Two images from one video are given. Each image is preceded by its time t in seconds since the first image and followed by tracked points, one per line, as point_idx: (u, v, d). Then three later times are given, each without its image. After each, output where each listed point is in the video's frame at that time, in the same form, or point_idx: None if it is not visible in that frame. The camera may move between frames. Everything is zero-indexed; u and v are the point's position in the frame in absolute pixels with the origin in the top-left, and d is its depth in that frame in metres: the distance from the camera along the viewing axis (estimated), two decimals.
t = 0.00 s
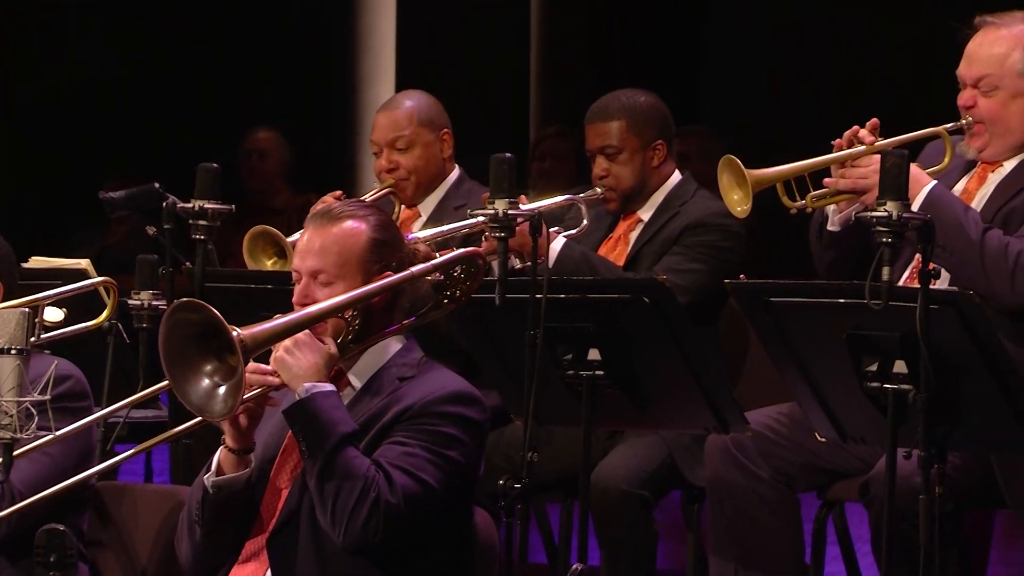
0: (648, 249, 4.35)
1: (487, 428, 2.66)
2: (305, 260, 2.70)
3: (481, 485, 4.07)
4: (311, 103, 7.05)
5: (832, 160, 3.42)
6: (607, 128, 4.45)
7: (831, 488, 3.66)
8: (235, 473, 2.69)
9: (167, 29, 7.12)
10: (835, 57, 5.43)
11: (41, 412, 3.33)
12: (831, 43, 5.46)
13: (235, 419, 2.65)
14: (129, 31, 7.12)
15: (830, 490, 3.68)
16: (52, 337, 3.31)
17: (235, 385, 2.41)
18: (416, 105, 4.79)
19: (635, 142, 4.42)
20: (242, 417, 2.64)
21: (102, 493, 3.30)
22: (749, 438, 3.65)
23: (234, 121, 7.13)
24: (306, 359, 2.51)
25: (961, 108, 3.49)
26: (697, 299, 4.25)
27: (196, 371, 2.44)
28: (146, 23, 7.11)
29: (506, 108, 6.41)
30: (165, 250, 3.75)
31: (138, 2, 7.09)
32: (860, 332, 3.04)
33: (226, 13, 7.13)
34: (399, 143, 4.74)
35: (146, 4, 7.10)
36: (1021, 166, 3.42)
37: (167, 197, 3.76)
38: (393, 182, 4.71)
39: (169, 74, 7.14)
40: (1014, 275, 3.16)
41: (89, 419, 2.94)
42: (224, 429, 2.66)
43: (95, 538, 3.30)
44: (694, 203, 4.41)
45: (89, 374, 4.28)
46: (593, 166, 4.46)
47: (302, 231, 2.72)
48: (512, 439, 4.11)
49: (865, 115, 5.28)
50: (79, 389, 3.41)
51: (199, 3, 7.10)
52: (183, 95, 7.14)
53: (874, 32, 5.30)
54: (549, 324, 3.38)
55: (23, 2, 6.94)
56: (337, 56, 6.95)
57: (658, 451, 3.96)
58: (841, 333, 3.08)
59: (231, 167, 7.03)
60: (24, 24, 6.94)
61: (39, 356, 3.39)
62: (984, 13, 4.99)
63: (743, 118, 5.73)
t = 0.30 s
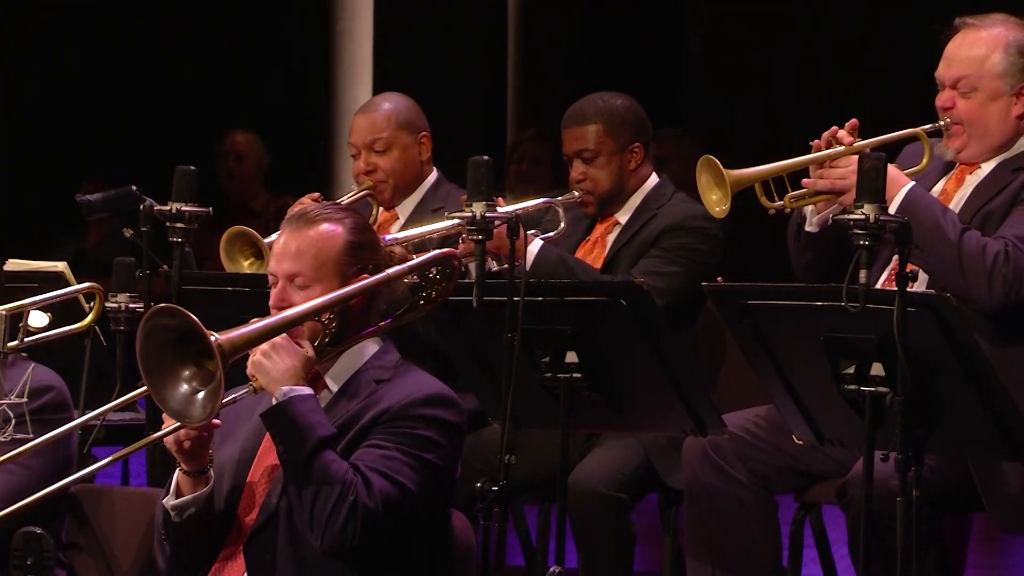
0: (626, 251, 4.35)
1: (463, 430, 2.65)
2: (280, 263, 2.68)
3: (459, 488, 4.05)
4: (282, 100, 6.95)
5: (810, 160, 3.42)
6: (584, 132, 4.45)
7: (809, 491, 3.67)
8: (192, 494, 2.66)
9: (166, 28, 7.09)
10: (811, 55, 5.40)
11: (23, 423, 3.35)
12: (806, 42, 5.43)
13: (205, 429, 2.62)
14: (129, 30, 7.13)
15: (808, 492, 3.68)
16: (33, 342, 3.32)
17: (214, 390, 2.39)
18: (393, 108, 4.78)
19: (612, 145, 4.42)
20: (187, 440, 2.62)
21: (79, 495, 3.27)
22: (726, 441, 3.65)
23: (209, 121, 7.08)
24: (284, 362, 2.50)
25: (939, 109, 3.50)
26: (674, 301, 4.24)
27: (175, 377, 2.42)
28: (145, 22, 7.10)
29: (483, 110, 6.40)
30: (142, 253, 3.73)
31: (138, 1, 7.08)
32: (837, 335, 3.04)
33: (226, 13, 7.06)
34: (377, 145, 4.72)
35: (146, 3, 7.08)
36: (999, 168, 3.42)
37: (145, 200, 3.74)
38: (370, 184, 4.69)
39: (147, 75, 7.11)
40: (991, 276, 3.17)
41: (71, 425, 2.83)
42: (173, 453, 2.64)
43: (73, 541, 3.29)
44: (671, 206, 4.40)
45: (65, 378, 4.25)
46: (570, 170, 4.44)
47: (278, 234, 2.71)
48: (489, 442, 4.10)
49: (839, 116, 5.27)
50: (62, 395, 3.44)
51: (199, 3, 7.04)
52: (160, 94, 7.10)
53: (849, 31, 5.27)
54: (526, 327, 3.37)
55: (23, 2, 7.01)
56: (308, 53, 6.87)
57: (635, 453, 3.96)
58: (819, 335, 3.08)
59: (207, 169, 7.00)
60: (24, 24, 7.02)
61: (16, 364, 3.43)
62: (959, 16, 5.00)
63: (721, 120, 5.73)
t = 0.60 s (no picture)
0: (603, 253, 4.35)
1: (439, 433, 2.64)
2: (256, 266, 2.66)
3: (435, 490, 4.04)
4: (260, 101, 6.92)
5: (788, 160, 3.42)
6: (562, 132, 4.44)
7: (786, 493, 3.66)
8: (169, 498, 2.64)
9: (167, 29, 7.01)
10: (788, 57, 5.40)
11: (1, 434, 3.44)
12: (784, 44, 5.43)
13: (181, 433, 2.59)
14: (129, 30, 7.04)
15: (785, 495, 3.68)
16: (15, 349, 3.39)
17: (190, 396, 2.37)
18: (371, 110, 4.77)
19: (591, 146, 4.42)
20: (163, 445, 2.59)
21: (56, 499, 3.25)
22: (703, 444, 3.64)
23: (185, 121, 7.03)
24: (260, 366, 2.48)
25: (917, 111, 3.51)
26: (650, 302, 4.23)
27: (151, 382, 2.40)
28: (147, 23, 7.01)
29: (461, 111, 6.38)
30: (119, 256, 3.70)
31: (138, 1, 7.00)
32: (815, 338, 3.03)
33: (226, 13, 6.95)
34: (354, 147, 4.70)
35: (146, 3, 7.00)
36: (977, 170, 3.43)
37: (122, 201, 3.72)
38: (347, 186, 4.69)
39: (126, 75, 7.06)
40: (968, 278, 3.17)
41: (57, 426, 2.77)
42: (151, 458, 2.62)
43: (49, 545, 3.27)
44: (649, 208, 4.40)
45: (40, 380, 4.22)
46: (548, 170, 4.43)
47: (253, 237, 2.69)
48: (466, 444, 4.09)
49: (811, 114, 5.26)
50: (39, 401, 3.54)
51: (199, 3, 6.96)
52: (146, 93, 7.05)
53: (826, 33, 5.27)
54: (504, 330, 3.36)
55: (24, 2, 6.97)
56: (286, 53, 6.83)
57: (612, 456, 3.95)
58: (796, 338, 3.08)
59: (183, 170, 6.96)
60: (24, 24, 6.98)
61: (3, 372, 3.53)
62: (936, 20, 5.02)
63: (701, 122, 5.73)
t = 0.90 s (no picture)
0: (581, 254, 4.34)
1: (416, 434, 2.63)
2: (232, 270, 2.65)
3: (412, 493, 4.02)
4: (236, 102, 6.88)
5: (766, 162, 3.43)
6: (545, 131, 4.47)
7: (763, 496, 3.66)
8: (146, 502, 2.62)
9: (165, 29, 6.91)
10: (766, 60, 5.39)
11: None
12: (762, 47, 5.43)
13: (159, 435, 2.58)
14: (129, 31, 6.94)
15: (762, 497, 3.68)
16: None
17: (167, 399, 2.35)
18: (348, 113, 4.76)
19: (573, 146, 4.44)
20: (140, 449, 2.58)
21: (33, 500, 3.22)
22: (680, 447, 3.64)
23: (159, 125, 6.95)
24: (236, 370, 2.46)
25: (894, 113, 3.53)
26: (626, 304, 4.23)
27: (127, 386, 2.38)
28: (145, 23, 6.91)
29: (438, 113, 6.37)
30: (96, 259, 3.68)
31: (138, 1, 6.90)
32: (793, 341, 3.03)
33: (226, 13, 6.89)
34: (330, 151, 4.69)
35: (146, 3, 6.90)
36: (954, 172, 3.44)
37: (99, 204, 3.70)
38: (324, 190, 4.67)
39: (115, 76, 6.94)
40: (946, 280, 3.18)
41: (33, 429, 2.75)
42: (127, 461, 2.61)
43: (28, 547, 3.26)
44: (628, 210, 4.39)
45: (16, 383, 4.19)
46: (530, 169, 4.47)
47: (229, 240, 2.68)
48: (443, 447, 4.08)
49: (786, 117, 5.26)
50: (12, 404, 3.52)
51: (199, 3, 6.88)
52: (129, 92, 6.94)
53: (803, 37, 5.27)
54: (481, 332, 3.35)
55: (20, 2, 6.85)
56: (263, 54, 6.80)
57: (589, 459, 3.94)
58: (773, 341, 3.07)
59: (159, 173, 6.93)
60: (24, 24, 6.87)
61: None
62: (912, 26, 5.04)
63: (678, 124, 5.72)
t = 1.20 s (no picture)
0: (558, 255, 4.34)
1: (393, 435, 2.62)
2: (208, 271, 2.63)
3: (389, 496, 4.00)
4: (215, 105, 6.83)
5: (743, 164, 3.44)
6: (528, 131, 4.50)
7: (741, 498, 3.66)
8: (120, 503, 2.60)
9: (166, 29, 6.86)
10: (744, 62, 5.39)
11: None
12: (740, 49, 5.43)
13: (135, 437, 2.57)
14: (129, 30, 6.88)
15: (739, 500, 3.68)
16: None
17: (143, 400, 2.33)
18: (325, 114, 4.75)
19: (554, 146, 4.47)
20: (115, 449, 2.57)
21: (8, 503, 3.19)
22: (657, 449, 3.64)
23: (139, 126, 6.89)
24: (212, 371, 2.45)
25: (873, 115, 3.54)
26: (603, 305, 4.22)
27: (103, 387, 2.37)
28: (145, 22, 6.86)
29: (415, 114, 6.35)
30: (72, 261, 3.65)
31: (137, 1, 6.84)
32: (769, 344, 3.04)
33: (226, 13, 6.83)
34: (307, 151, 4.67)
35: (146, 3, 6.85)
36: (932, 174, 3.46)
37: (75, 207, 3.67)
38: (299, 190, 4.66)
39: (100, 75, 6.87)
40: (923, 281, 3.19)
41: (13, 428, 2.75)
42: (102, 462, 2.59)
43: None
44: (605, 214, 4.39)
45: None
46: (510, 168, 4.48)
47: (206, 242, 2.66)
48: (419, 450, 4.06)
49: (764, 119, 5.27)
50: None
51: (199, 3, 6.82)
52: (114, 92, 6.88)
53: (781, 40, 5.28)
54: (459, 335, 3.34)
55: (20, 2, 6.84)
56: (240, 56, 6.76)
57: (566, 461, 3.94)
58: (749, 343, 3.08)
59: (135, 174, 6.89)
60: (24, 24, 6.85)
61: None
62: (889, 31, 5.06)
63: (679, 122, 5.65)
